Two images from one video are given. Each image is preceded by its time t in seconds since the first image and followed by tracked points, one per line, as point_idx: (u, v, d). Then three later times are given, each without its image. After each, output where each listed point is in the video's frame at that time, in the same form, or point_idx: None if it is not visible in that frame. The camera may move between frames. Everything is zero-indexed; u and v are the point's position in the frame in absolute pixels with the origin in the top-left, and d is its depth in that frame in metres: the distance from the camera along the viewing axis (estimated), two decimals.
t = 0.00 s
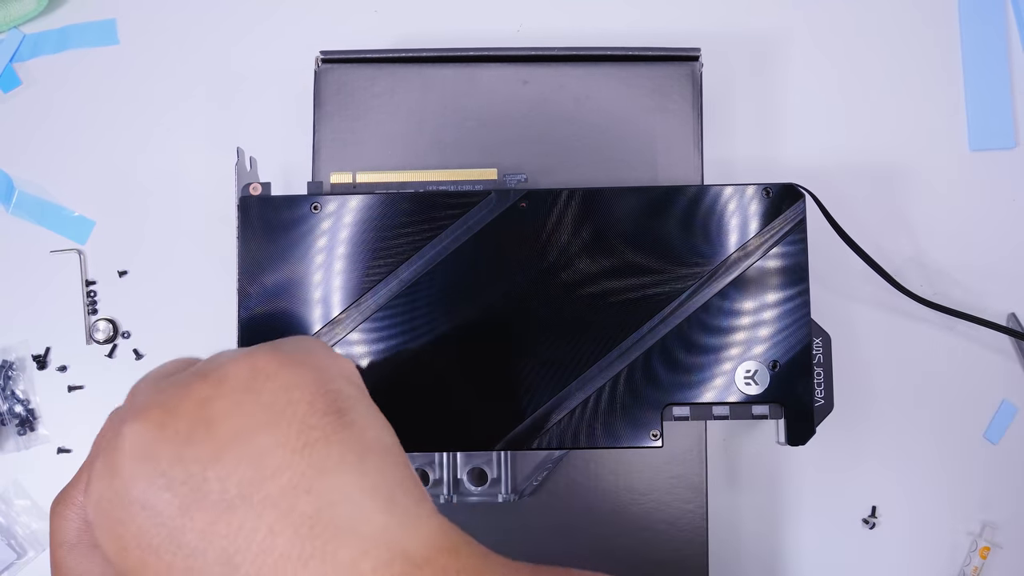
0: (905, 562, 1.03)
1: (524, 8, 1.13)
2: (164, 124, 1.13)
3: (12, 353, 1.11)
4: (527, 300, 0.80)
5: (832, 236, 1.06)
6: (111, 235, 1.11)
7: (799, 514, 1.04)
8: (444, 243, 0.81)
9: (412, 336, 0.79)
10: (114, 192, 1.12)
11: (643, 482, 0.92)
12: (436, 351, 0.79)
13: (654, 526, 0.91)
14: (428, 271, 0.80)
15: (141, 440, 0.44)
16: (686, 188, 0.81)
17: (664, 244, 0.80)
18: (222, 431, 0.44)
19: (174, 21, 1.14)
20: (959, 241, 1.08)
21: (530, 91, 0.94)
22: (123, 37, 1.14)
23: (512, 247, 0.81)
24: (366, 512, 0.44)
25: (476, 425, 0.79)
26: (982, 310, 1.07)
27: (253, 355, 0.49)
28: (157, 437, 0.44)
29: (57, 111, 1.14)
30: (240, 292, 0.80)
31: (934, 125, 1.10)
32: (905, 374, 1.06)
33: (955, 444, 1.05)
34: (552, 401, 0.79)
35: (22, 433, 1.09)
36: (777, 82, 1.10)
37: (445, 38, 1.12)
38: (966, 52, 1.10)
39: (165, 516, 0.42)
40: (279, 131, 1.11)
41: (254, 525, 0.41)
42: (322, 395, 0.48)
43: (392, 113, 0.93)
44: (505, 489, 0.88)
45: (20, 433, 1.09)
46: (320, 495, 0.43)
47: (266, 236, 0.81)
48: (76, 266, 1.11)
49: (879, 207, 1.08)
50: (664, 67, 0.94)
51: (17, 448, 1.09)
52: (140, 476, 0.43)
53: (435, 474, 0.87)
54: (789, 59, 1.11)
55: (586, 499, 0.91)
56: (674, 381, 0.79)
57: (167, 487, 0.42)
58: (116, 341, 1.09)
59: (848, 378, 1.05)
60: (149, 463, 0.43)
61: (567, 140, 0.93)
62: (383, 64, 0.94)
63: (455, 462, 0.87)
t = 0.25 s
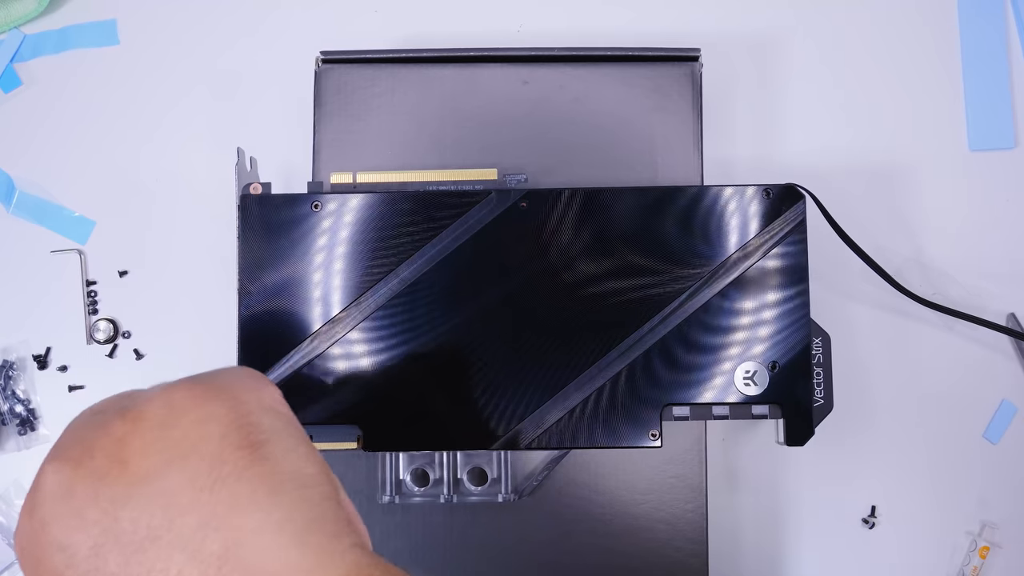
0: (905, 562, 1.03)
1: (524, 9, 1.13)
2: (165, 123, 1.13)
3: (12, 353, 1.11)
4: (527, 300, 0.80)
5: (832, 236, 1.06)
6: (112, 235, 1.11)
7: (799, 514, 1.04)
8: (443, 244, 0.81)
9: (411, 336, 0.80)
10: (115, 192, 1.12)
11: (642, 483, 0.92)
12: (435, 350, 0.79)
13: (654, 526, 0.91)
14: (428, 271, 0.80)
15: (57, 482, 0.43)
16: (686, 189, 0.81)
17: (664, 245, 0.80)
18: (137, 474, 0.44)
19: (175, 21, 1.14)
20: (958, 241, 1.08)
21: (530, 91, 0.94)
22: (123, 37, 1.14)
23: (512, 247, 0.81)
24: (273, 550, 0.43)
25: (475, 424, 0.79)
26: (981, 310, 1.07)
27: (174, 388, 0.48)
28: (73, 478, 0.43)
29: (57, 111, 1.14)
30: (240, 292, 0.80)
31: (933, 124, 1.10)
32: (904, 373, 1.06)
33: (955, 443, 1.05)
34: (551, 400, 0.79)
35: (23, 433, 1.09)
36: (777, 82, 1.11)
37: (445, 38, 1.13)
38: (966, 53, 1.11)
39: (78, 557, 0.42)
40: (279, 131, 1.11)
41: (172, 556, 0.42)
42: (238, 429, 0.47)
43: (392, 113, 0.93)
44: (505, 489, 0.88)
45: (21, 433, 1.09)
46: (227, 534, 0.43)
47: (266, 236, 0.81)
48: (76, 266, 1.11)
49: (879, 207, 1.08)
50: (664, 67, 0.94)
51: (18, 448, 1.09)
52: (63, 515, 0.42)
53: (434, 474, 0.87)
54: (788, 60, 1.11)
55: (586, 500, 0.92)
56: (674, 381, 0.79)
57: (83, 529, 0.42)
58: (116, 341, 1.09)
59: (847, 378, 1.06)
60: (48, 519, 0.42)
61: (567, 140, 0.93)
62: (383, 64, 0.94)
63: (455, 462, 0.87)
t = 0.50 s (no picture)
0: (904, 562, 1.04)
1: (524, 9, 1.13)
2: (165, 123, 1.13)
3: (13, 353, 1.11)
4: (527, 300, 0.80)
5: (831, 236, 1.07)
6: (113, 235, 1.11)
7: (798, 514, 1.04)
8: (443, 244, 0.81)
9: (412, 336, 0.80)
10: (115, 193, 1.12)
11: (642, 483, 0.92)
12: (436, 350, 0.80)
13: (654, 526, 0.91)
14: (428, 271, 0.80)
15: (54, 463, 0.52)
16: (685, 189, 0.81)
17: (664, 245, 0.81)
18: (125, 463, 0.52)
19: (175, 21, 1.14)
20: (958, 241, 1.08)
21: (530, 91, 0.94)
22: (124, 37, 1.14)
23: (512, 247, 0.81)
24: (252, 548, 0.50)
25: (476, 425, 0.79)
26: (981, 310, 1.07)
27: (165, 380, 0.56)
28: (67, 459, 0.52)
29: (57, 111, 1.14)
30: (241, 293, 0.80)
31: (933, 125, 1.10)
32: (904, 374, 1.06)
33: (954, 443, 1.05)
34: (552, 401, 0.79)
35: (24, 432, 1.09)
36: (777, 82, 1.11)
37: (445, 38, 1.13)
38: (966, 53, 1.11)
39: (70, 533, 0.51)
40: (279, 131, 1.11)
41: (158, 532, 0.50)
42: (219, 425, 0.54)
43: (392, 114, 0.93)
44: (505, 489, 0.88)
45: (21, 433, 1.09)
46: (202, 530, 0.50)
47: (266, 238, 0.81)
48: (77, 266, 1.11)
49: (878, 207, 1.08)
50: (664, 67, 0.94)
51: (19, 448, 1.09)
52: (60, 493, 0.51)
53: (434, 474, 0.87)
54: (788, 61, 1.11)
55: (586, 500, 0.92)
56: (674, 381, 0.79)
57: (73, 510, 0.51)
58: (117, 341, 1.09)
59: (847, 378, 1.06)
60: (50, 494, 0.51)
61: (567, 141, 0.93)
62: (383, 64, 0.94)
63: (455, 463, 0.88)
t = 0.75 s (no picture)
0: (904, 561, 1.04)
1: (524, 9, 1.13)
2: (166, 123, 1.13)
3: (13, 353, 1.11)
4: (528, 301, 0.80)
5: (831, 237, 1.07)
6: (113, 236, 1.12)
7: (797, 513, 1.04)
8: (444, 245, 0.81)
9: (413, 335, 0.80)
10: (115, 193, 1.12)
11: (642, 483, 0.92)
12: (437, 351, 0.80)
13: (653, 526, 0.92)
14: (428, 271, 0.81)
15: None
16: (685, 190, 0.81)
17: (664, 246, 0.81)
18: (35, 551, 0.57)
19: (176, 21, 1.15)
20: (958, 241, 1.08)
21: (530, 92, 0.94)
22: (124, 37, 1.15)
23: (513, 247, 0.81)
24: None
25: (477, 425, 0.79)
26: (981, 310, 1.07)
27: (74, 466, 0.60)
28: None
29: (58, 111, 1.14)
30: (241, 293, 0.80)
31: (932, 125, 1.10)
32: (903, 374, 1.06)
33: (954, 443, 1.05)
34: (553, 401, 0.79)
35: (24, 433, 1.09)
36: (776, 83, 1.11)
37: (445, 39, 1.13)
38: (965, 53, 1.11)
39: None
40: (280, 132, 1.11)
41: None
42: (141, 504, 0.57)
43: (393, 114, 0.93)
44: (504, 489, 0.89)
45: (22, 433, 1.09)
46: None
47: (266, 238, 0.81)
48: (77, 266, 1.11)
49: (877, 207, 1.08)
50: (664, 67, 0.94)
51: (19, 448, 1.09)
52: None
53: (433, 474, 0.88)
54: (787, 61, 1.11)
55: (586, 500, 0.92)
56: (675, 382, 0.79)
57: None
58: (117, 341, 1.09)
59: (846, 378, 1.06)
60: None
61: (566, 141, 0.93)
62: (383, 65, 0.94)
63: (454, 463, 0.88)
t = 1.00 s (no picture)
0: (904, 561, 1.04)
1: (524, 10, 1.13)
2: (166, 123, 1.13)
3: (14, 353, 1.11)
4: (528, 300, 0.80)
5: (830, 237, 1.07)
6: (113, 236, 1.12)
7: (797, 513, 1.04)
8: (444, 245, 0.81)
9: (413, 335, 0.80)
10: (116, 193, 1.13)
11: (642, 483, 0.92)
12: (437, 350, 0.80)
13: (653, 526, 0.92)
14: (429, 271, 0.81)
15: None
16: (685, 191, 0.81)
17: (664, 246, 0.81)
18: None
19: (176, 21, 1.15)
20: (957, 241, 1.08)
21: (530, 92, 0.94)
22: (124, 37, 1.15)
23: (513, 247, 0.81)
24: None
25: (477, 425, 0.79)
26: (980, 310, 1.07)
27: None
28: None
29: (58, 112, 1.15)
30: (242, 293, 0.80)
31: (932, 125, 1.10)
32: (903, 374, 1.06)
33: (954, 443, 1.05)
34: (553, 401, 0.79)
35: (25, 432, 1.09)
36: (777, 83, 1.11)
37: (445, 39, 1.13)
38: (964, 54, 1.11)
39: None
40: (280, 132, 1.11)
41: None
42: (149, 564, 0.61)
43: (393, 114, 0.94)
44: (504, 489, 0.89)
45: (22, 433, 1.09)
46: None
47: (266, 239, 0.81)
48: (78, 266, 1.11)
49: (877, 207, 1.08)
50: (664, 68, 0.94)
51: (20, 447, 1.09)
52: None
53: (433, 474, 0.88)
54: (787, 62, 1.11)
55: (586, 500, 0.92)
56: (675, 381, 0.79)
57: None
58: (118, 341, 1.09)
59: (846, 378, 1.06)
60: None
61: (566, 141, 0.93)
62: (383, 65, 0.94)
63: (454, 463, 0.88)
